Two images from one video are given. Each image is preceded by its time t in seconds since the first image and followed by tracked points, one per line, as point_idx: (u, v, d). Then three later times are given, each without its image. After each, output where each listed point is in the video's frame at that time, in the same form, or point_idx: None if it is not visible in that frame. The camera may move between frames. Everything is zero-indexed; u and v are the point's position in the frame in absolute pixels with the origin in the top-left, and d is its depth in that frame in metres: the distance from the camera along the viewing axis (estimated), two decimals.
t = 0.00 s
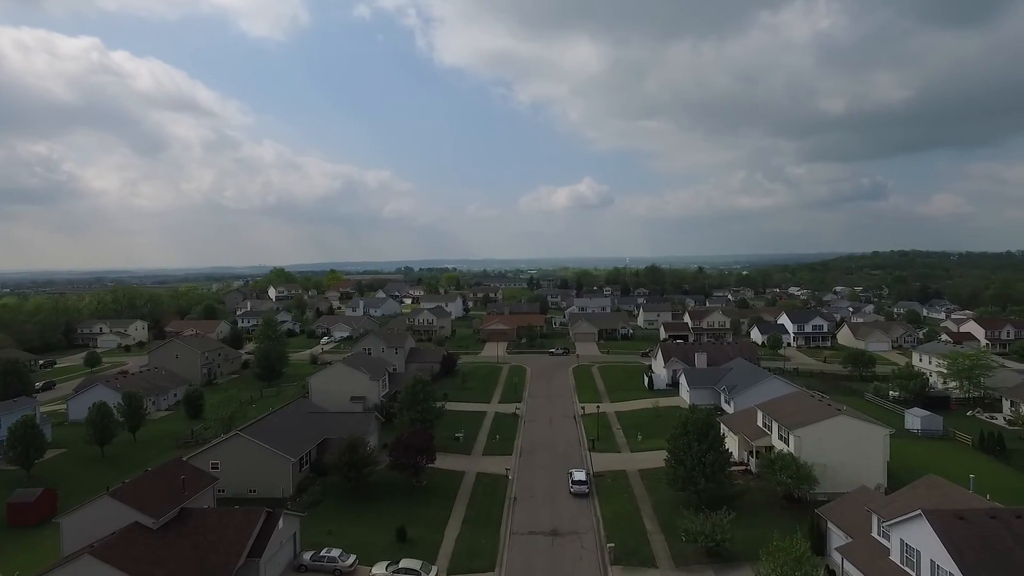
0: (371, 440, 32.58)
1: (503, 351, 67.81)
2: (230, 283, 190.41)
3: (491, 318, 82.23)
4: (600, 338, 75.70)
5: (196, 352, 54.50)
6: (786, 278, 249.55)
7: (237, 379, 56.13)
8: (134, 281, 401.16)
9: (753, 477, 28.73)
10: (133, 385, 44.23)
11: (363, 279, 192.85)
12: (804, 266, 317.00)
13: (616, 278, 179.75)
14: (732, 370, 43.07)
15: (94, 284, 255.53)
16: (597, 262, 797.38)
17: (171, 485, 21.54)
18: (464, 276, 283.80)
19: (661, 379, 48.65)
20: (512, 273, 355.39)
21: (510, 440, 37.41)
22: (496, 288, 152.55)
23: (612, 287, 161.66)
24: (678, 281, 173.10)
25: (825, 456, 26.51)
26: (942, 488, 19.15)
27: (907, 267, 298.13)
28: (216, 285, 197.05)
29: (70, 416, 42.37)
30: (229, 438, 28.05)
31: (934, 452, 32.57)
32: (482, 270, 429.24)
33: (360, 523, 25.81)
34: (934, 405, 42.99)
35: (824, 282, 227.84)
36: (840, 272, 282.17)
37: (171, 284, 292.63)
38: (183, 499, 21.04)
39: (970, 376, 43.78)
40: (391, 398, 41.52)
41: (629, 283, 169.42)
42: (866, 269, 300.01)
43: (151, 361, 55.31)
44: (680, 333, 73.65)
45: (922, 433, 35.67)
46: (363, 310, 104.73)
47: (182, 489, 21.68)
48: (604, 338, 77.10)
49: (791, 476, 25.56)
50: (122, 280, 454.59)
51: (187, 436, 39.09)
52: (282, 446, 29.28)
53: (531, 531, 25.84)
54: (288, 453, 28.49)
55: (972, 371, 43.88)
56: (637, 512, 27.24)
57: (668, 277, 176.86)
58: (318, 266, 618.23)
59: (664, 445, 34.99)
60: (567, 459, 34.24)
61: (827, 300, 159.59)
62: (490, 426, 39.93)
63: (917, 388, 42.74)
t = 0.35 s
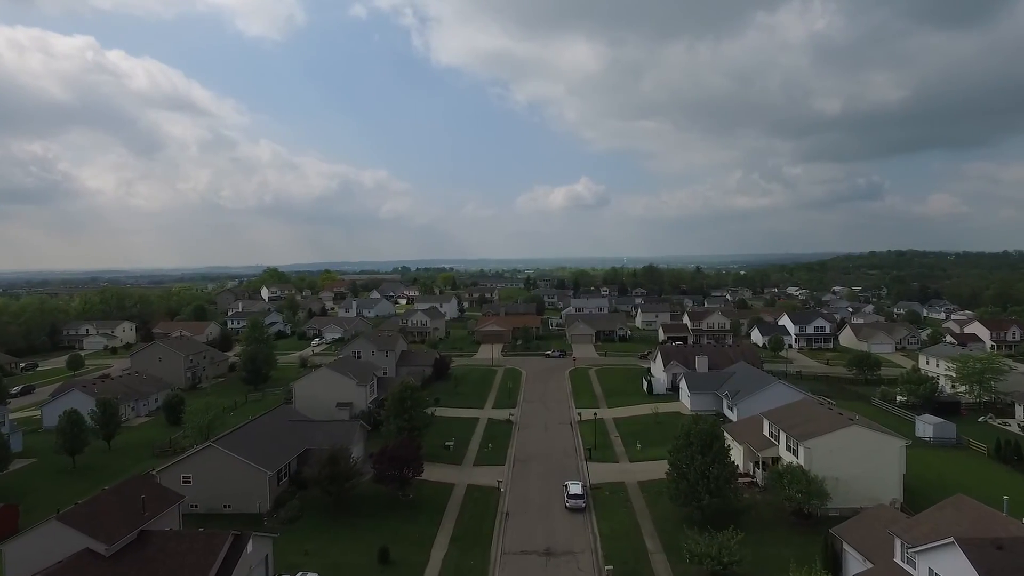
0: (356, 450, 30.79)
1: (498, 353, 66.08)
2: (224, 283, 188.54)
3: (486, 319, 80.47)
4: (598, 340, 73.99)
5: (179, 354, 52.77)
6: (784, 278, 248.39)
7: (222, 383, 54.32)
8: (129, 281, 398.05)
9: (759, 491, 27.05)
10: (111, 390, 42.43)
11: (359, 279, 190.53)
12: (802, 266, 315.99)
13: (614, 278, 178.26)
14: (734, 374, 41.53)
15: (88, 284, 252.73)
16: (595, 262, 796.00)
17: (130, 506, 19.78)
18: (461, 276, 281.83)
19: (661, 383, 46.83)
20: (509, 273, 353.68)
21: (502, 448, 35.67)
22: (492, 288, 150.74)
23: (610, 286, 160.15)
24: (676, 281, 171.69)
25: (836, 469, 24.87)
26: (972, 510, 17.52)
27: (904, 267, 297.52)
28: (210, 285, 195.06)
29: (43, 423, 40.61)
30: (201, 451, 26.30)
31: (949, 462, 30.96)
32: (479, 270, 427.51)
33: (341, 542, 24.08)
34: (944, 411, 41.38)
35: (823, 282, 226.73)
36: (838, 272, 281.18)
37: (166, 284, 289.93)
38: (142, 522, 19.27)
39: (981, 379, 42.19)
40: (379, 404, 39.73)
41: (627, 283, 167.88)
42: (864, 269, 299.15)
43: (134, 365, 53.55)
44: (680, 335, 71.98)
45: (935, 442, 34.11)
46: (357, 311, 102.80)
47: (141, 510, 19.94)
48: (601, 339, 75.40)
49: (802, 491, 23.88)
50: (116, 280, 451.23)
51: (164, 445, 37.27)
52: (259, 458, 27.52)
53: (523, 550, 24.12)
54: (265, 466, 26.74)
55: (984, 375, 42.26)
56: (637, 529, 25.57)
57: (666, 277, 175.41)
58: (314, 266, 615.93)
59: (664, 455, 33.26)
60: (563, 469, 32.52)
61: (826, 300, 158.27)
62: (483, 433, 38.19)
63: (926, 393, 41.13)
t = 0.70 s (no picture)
0: (341, 461, 29.12)
1: (496, 356, 64.39)
2: (221, 284, 186.61)
3: (483, 321, 78.76)
4: (598, 342, 72.32)
5: (165, 357, 51.12)
6: (785, 278, 246.57)
7: (210, 387, 52.64)
8: (126, 281, 396.11)
9: (770, 506, 25.38)
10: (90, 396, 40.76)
11: (356, 280, 188.73)
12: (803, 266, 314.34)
13: (614, 278, 176.60)
14: (740, 379, 39.93)
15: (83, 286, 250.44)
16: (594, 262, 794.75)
17: (84, 530, 18.09)
18: (460, 276, 280.03)
19: (663, 388, 44.93)
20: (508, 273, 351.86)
21: (497, 457, 33.97)
22: (491, 288, 149.12)
23: (609, 287, 158.59)
24: (677, 281, 170.00)
25: (854, 484, 23.17)
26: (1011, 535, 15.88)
27: (905, 266, 296.08)
28: (204, 287, 192.79)
29: (19, 430, 38.96)
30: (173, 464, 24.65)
31: (969, 473, 29.29)
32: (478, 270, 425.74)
33: (321, 563, 22.38)
34: (958, 417, 39.71)
35: (824, 282, 225.19)
36: (839, 271, 279.44)
37: (163, 284, 288.18)
38: (96, 548, 17.60)
39: (997, 383, 40.48)
40: (369, 410, 38.05)
41: (627, 283, 166.17)
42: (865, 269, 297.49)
43: (118, 368, 51.89)
44: (681, 336, 70.31)
45: (952, 451, 32.37)
46: (352, 312, 101.05)
47: (98, 534, 18.31)
48: (601, 341, 73.72)
49: (817, 508, 22.21)
50: (114, 281, 449.56)
51: (143, 454, 35.59)
52: (236, 471, 25.84)
53: (517, 571, 22.41)
54: (242, 480, 25.07)
55: (1000, 378, 40.55)
56: (640, 547, 23.91)
57: (667, 278, 173.70)
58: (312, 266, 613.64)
59: (667, 465, 31.59)
60: (561, 481, 30.82)
61: (828, 300, 156.68)
62: (477, 441, 36.51)
63: (940, 398, 39.42)
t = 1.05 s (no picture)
0: (325, 474, 27.41)
1: (492, 358, 62.71)
2: (215, 284, 184.57)
3: (480, 322, 77.10)
4: (597, 344, 70.73)
5: (149, 360, 49.45)
6: (784, 278, 245.26)
7: (195, 391, 50.95)
8: (122, 281, 393.74)
9: (781, 522, 23.74)
10: (67, 401, 39.04)
11: (352, 280, 186.86)
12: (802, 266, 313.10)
13: (612, 278, 174.97)
14: (745, 384, 38.32)
15: (77, 286, 248.15)
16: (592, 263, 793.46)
17: (29, 560, 16.31)
18: (458, 276, 278.24)
19: (665, 393, 43.31)
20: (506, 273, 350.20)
21: (492, 468, 32.34)
22: (488, 289, 147.53)
23: (608, 287, 157.13)
24: (676, 281, 168.47)
25: (873, 500, 21.54)
26: None
27: (905, 267, 295.11)
28: (199, 287, 190.96)
29: None
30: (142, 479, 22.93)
31: (990, 485, 27.72)
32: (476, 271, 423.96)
33: None
34: (971, 423, 38.17)
35: (824, 282, 223.86)
36: (838, 271, 278.20)
37: (159, 285, 285.99)
38: None
39: (1012, 389, 38.93)
40: (358, 417, 36.35)
41: (625, 283, 164.59)
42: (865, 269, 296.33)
43: (100, 372, 50.08)
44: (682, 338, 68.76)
45: (969, 460, 30.81)
46: (347, 313, 99.28)
47: (45, 564, 16.56)
48: (600, 343, 72.12)
49: (835, 527, 20.54)
50: (110, 281, 446.79)
51: (120, 463, 33.85)
52: (211, 484, 24.14)
53: None
54: (217, 495, 23.34)
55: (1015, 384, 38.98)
56: (643, 567, 22.25)
57: (666, 278, 172.16)
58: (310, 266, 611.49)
59: (671, 476, 29.97)
60: (559, 493, 29.16)
61: (828, 300, 155.29)
62: (471, 450, 34.86)
63: (954, 404, 37.85)
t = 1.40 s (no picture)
0: (306, 489, 25.63)
1: (487, 361, 60.98)
2: (208, 284, 182.11)
3: (475, 323, 75.36)
4: (594, 345, 69.09)
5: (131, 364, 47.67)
6: (782, 278, 244.06)
7: (179, 396, 49.16)
8: (115, 282, 390.27)
9: (794, 541, 22.07)
10: (41, 408, 37.23)
11: (347, 280, 184.78)
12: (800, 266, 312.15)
13: (610, 278, 173.43)
14: (749, 389, 36.67)
15: (69, 286, 245.38)
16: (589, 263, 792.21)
17: None
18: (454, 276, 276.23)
19: (665, 398, 41.64)
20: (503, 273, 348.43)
21: (485, 479, 30.66)
22: (485, 289, 145.76)
23: (606, 287, 155.54)
24: (674, 282, 166.98)
25: (895, 519, 19.92)
26: None
27: (902, 266, 294.47)
28: (191, 288, 188.47)
29: None
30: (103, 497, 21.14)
31: (1012, 498, 26.17)
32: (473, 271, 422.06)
33: None
34: (985, 430, 36.63)
35: (822, 282, 222.49)
36: (836, 271, 277.28)
37: (152, 285, 283.10)
38: None
39: None
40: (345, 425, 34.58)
41: (623, 284, 162.98)
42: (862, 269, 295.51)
43: (79, 376, 48.22)
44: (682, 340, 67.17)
45: (987, 471, 29.25)
46: (340, 314, 97.41)
47: None
48: (597, 344, 70.45)
49: (853, 550, 18.85)
50: (104, 281, 443.73)
51: (92, 474, 32.01)
52: (180, 501, 22.35)
53: None
54: (185, 513, 21.60)
55: None
56: None
57: (664, 278, 170.68)
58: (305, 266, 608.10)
59: (674, 489, 28.34)
60: (556, 507, 27.45)
61: (827, 300, 154.03)
62: (464, 459, 33.14)
63: (967, 410, 36.28)
